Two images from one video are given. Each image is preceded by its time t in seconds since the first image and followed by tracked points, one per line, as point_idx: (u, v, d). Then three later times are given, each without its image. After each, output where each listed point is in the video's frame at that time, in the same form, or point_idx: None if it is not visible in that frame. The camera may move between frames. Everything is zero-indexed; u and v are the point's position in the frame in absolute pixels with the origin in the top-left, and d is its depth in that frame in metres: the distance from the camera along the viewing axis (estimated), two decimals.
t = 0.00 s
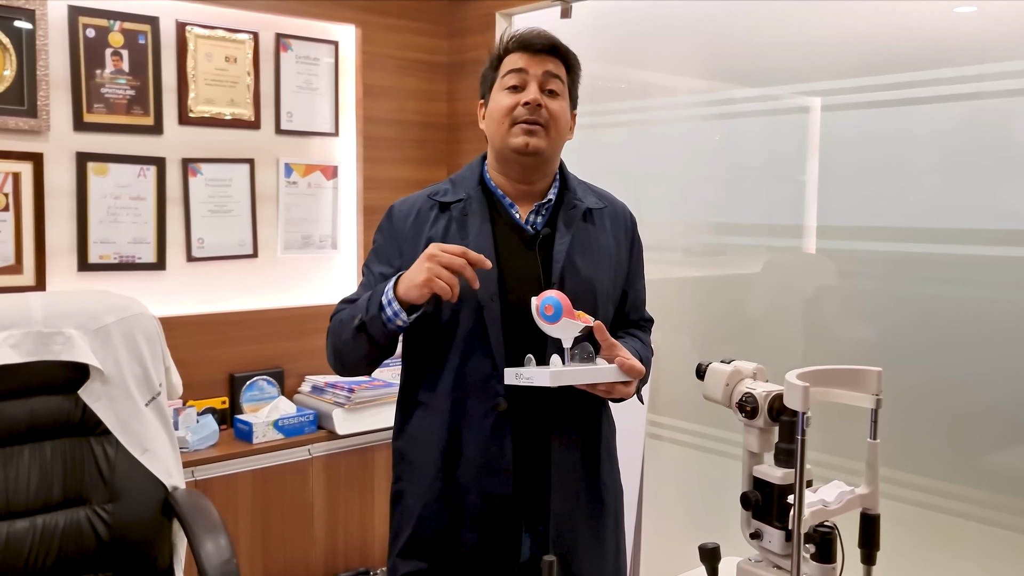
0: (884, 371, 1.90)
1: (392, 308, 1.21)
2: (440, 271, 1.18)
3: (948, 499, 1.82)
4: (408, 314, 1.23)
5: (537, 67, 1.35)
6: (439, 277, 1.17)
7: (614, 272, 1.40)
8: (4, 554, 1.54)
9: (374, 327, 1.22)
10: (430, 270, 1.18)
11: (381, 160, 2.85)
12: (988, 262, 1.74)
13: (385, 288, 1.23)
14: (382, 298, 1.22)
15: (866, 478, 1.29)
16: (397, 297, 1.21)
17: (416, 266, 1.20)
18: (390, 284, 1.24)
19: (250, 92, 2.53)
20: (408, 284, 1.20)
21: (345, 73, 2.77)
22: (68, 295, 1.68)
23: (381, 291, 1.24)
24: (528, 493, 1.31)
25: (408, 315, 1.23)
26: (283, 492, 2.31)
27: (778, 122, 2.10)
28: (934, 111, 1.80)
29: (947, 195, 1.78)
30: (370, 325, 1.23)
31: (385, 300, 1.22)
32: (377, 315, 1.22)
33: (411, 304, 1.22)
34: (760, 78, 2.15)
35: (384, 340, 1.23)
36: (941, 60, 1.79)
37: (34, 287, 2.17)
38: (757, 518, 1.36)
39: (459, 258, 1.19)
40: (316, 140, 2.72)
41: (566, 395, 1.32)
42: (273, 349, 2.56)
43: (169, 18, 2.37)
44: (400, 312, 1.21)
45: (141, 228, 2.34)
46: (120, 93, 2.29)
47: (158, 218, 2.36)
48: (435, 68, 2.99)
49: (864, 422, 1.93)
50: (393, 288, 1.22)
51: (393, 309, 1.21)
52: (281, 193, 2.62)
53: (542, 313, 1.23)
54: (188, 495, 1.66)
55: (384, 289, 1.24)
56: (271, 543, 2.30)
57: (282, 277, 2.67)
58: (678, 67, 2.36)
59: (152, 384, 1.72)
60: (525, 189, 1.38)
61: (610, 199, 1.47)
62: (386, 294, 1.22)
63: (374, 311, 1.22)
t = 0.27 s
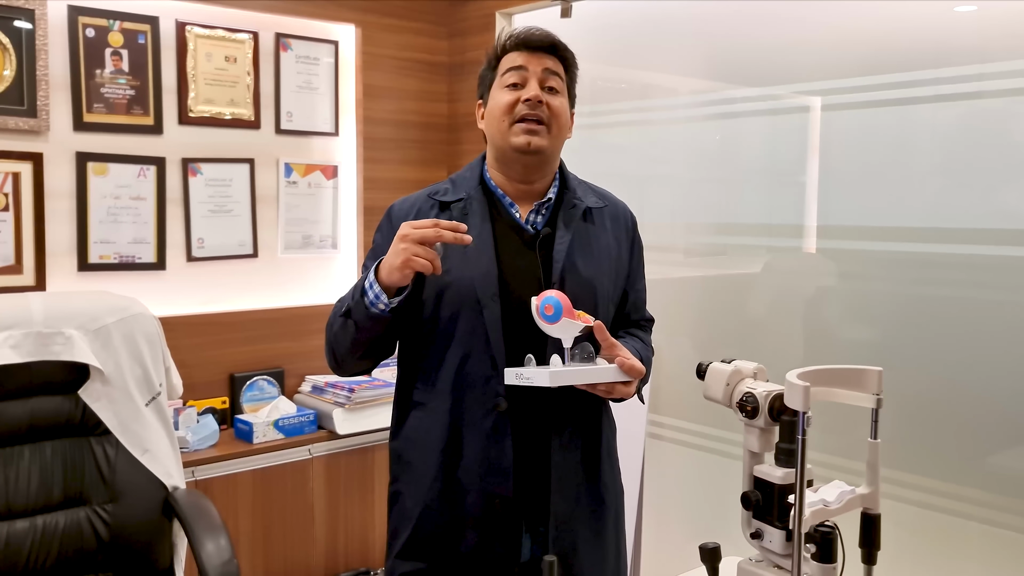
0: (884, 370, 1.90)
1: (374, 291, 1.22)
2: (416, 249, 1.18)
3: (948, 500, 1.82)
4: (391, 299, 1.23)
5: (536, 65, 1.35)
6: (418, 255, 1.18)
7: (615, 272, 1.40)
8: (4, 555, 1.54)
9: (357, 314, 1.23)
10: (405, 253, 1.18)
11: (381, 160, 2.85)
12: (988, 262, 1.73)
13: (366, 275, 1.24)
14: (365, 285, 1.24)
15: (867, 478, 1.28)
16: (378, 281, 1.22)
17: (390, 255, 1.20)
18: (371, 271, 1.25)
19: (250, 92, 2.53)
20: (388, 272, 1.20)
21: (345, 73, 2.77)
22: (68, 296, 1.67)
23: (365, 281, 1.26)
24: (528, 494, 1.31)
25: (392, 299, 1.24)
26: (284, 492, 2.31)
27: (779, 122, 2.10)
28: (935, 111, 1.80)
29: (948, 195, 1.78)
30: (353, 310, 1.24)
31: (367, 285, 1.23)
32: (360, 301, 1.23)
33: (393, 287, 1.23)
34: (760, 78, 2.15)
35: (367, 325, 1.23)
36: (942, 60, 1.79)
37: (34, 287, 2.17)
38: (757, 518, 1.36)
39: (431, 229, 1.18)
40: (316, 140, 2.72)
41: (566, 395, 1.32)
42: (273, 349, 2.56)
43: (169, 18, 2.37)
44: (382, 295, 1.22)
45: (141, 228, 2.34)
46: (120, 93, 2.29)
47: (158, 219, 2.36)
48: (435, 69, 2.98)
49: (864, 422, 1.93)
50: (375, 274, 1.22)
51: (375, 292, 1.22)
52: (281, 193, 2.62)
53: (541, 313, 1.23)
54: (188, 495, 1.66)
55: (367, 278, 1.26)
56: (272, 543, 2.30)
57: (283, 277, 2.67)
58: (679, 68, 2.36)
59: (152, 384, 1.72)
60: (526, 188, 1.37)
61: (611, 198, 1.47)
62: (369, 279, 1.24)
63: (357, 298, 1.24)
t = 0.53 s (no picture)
0: (886, 368, 1.90)
1: (374, 312, 1.23)
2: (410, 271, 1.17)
3: (949, 498, 1.82)
4: (392, 319, 1.24)
5: (539, 64, 1.35)
6: (415, 280, 1.17)
7: (616, 270, 1.40)
8: (6, 552, 1.54)
9: (358, 332, 1.24)
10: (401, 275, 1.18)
11: (382, 157, 2.85)
12: (989, 260, 1.73)
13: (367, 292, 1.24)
14: (366, 303, 1.24)
15: (868, 475, 1.29)
16: (378, 301, 1.22)
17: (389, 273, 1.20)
18: (373, 288, 1.25)
19: (250, 90, 2.53)
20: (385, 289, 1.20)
21: (346, 70, 2.76)
22: (69, 293, 1.67)
23: (366, 295, 1.26)
24: (529, 492, 1.31)
25: (392, 318, 1.24)
26: (285, 489, 2.31)
27: (779, 119, 2.10)
28: (936, 109, 1.80)
29: (949, 193, 1.78)
30: (355, 327, 1.24)
31: (368, 304, 1.24)
32: (361, 319, 1.24)
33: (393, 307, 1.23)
34: (761, 76, 2.15)
35: (370, 342, 1.24)
36: (943, 57, 1.79)
37: (35, 285, 2.17)
38: (759, 515, 1.36)
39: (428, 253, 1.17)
40: (316, 137, 2.72)
41: (567, 393, 1.32)
42: (274, 347, 2.56)
43: (169, 15, 2.37)
44: (382, 316, 1.22)
45: (142, 226, 2.34)
46: (120, 91, 2.29)
47: (159, 216, 2.36)
48: (436, 66, 2.98)
49: (864, 420, 1.93)
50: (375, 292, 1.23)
51: (376, 313, 1.23)
52: (282, 191, 2.62)
53: (542, 311, 1.23)
54: (189, 493, 1.66)
55: (368, 293, 1.26)
56: (273, 540, 2.30)
57: (283, 275, 2.67)
58: (679, 65, 2.36)
59: (153, 382, 1.72)
60: (526, 187, 1.37)
61: (611, 196, 1.47)
62: (370, 298, 1.23)
63: (358, 316, 1.24)
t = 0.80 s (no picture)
0: (888, 366, 1.90)
1: (382, 320, 1.22)
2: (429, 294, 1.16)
3: (950, 496, 1.82)
4: (400, 326, 1.24)
5: (541, 62, 1.35)
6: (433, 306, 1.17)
7: (618, 268, 1.40)
8: (8, 549, 1.54)
9: (366, 338, 1.24)
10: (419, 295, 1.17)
11: (382, 155, 2.84)
12: (991, 258, 1.73)
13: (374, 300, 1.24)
14: (373, 310, 1.24)
15: (870, 474, 1.29)
16: (385, 310, 1.22)
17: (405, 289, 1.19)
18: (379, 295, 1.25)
19: (252, 87, 2.52)
20: (397, 302, 1.19)
21: (347, 67, 2.76)
22: (71, 290, 1.67)
23: (372, 301, 1.26)
24: (530, 490, 1.31)
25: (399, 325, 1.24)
26: (286, 487, 2.32)
27: (781, 117, 2.10)
28: (938, 107, 1.80)
29: (951, 191, 1.78)
30: (363, 335, 1.24)
31: (375, 312, 1.23)
32: (368, 326, 1.24)
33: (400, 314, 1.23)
34: (763, 73, 2.14)
35: (378, 349, 1.25)
36: (946, 54, 1.78)
37: (36, 282, 2.17)
38: (760, 513, 1.36)
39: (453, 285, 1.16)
40: (318, 134, 2.71)
41: (569, 391, 1.32)
42: (275, 344, 2.56)
43: (170, 12, 2.36)
44: (390, 324, 1.22)
45: (143, 223, 2.34)
46: (121, 88, 2.28)
47: (160, 213, 2.36)
48: (437, 63, 2.98)
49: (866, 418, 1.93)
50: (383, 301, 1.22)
51: (383, 321, 1.22)
52: (283, 188, 2.62)
53: (544, 309, 1.23)
54: (191, 490, 1.66)
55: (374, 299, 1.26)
56: (274, 537, 2.30)
57: (284, 272, 2.67)
58: (681, 62, 2.35)
59: (155, 379, 1.72)
60: (528, 185, 1.37)
61: (613, 193, 1.47)
62: (377, 306, 1.23)
63: (365, 322, 1.24)
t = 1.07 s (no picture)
0: (889, 365, 1.89)
1: (389, 316, 1.22)
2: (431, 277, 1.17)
3: (951, 494, 1.82)
4: (408, 320, 1.24)
5: (539, 77, 1.31)
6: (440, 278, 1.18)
7: (619, 265, 1.40)
8: (8, 546, 1.54)
9: (374, 336, 1.24)
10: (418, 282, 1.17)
11: (383, 153, 2.84)
12: (992, 256, 1.73)
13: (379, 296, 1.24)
14: (379, 307, 1.24)
15: (871, 472, 1.29)
16: (392, 305, 1.22)
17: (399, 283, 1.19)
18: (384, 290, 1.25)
19: (252, 85, 2.52)
20: (406, 300, 1.20)
21: (348, 65, 2.76)
22: (72, 288, 1.68)
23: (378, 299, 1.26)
24: (532, 489, 1.31)
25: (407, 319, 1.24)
26: (287, 485, 2.32)
27: (782, 114, 2.09)
28: (939, 105, 1.79)
29: (952, 189, 1.78)
30: (370, 332, 1.24)
31: (381, 308, 1.23)
32: (375, 324, 1.23)
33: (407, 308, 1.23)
34: (764, 71, 2.14)
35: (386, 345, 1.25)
36: (947, 52, 1.78)
37: (37, 280, 2.17)
38: (761, 512, 1.36)
39: (436, 251, 1.16)
40: (318, 132, 2.71)
41: (570, 389, 1.32)
42: (275, 342, 2.56)
43: (171, 10, 2.36)
44: (398, 319, 1.22)
45: (143, 221, 2.34)
46: (122, 85, 2.28)
47: (161, 211, 2.36)
48: (438, 61, 2.98)
49: (866, 417, 1.93)
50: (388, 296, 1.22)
51: (391, 317, 1.22)
52: (284, 186, 2.62)
53: (543, 307, 1.23)
54: (192, 488, 1.66)
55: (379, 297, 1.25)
56: (275, 535, 2.30)
57: (285, 270, 2.67)
58: (682, 61, 2.35)
59: (155, 376, 1.72)
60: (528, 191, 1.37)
61: (613, 190, 1.46)
62: (382, 302, 1.23)
63: (372, 320, 1.24)
